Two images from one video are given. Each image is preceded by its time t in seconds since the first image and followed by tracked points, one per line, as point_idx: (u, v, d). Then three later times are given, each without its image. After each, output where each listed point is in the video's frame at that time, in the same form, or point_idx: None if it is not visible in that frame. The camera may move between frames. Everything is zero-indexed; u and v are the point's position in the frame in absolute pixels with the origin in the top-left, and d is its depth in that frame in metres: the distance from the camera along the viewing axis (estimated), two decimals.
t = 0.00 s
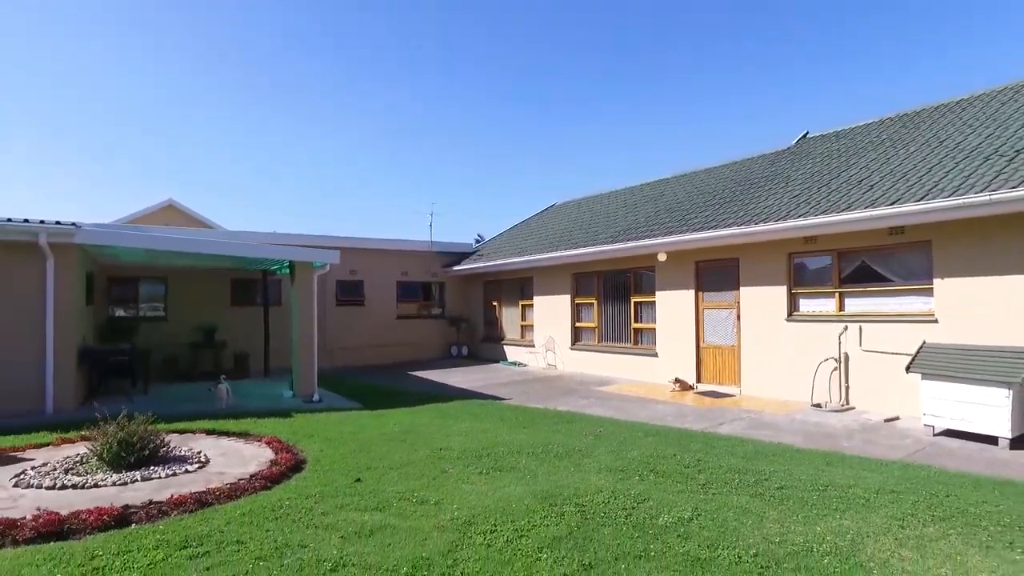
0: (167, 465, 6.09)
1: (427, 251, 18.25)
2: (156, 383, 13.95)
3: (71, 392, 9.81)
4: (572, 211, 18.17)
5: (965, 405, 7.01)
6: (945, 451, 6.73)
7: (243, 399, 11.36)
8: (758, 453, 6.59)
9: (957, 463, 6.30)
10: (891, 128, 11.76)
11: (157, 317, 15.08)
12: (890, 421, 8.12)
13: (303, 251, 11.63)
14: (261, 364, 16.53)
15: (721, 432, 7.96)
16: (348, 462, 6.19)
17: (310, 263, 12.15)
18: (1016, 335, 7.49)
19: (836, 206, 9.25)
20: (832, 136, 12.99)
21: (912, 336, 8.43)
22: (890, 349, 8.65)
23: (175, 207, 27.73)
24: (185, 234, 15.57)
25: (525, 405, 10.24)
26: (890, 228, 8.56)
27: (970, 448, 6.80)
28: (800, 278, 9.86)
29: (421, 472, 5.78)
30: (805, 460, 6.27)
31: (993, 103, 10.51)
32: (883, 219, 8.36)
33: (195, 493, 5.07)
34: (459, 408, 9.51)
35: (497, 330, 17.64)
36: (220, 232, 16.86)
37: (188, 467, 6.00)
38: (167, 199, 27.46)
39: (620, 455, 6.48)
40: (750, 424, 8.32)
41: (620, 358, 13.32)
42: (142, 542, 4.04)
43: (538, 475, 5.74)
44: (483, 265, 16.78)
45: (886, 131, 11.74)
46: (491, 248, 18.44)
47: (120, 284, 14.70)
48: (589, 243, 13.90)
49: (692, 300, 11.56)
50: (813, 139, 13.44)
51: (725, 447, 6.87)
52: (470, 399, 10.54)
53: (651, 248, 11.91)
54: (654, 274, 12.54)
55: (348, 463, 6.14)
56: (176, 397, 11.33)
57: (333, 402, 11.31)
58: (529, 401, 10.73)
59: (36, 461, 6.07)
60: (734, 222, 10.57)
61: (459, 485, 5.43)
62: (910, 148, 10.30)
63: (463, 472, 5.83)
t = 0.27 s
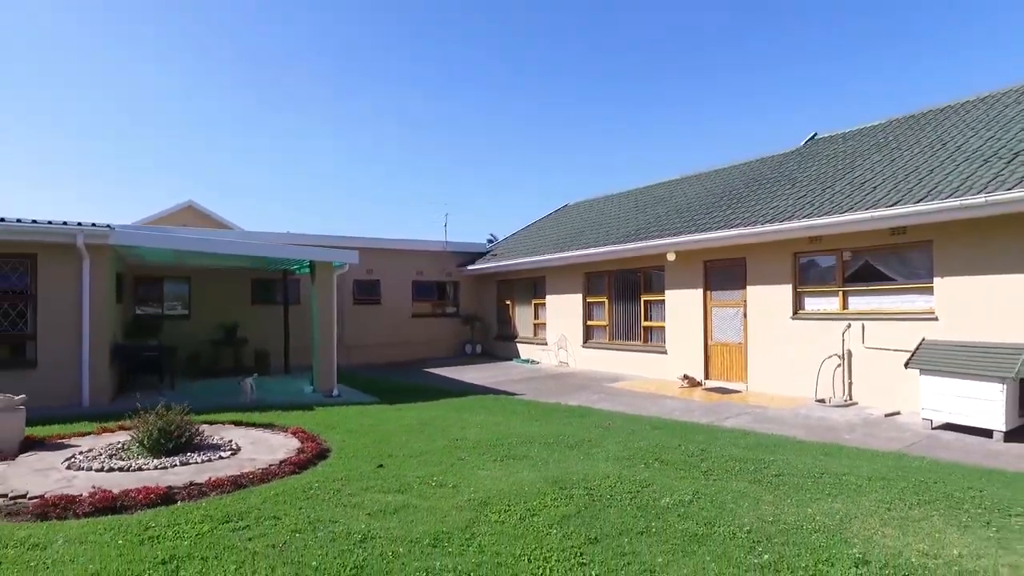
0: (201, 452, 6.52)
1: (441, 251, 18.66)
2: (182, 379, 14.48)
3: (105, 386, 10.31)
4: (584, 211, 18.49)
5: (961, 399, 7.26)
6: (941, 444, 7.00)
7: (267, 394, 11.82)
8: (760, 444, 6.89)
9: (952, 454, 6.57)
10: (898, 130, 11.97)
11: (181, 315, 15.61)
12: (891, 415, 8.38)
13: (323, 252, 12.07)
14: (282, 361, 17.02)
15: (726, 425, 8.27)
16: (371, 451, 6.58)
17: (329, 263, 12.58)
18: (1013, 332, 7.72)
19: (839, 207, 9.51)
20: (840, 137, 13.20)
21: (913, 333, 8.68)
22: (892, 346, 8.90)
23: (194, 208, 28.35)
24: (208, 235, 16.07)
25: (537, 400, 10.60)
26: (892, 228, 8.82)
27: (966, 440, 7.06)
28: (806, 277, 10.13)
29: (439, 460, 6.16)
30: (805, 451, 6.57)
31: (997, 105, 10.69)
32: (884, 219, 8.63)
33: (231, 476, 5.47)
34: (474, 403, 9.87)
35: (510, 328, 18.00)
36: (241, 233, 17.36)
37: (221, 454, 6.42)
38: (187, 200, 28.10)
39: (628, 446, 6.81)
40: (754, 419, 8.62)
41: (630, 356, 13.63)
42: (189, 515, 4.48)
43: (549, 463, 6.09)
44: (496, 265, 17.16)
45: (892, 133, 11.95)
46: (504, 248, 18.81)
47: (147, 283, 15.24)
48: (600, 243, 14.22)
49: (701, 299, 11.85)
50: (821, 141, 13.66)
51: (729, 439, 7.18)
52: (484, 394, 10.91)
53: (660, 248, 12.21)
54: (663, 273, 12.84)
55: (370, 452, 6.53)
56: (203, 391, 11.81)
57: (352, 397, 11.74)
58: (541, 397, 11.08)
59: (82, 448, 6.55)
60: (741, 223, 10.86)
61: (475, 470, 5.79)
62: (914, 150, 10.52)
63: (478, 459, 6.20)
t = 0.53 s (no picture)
0: (226, 443, 6.91)
1: (451, 252, 19.03)
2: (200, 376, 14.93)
3: (129, 382, 10.75)
4: (592, 212, 18.79)
5: (953, 395, 7.54)
6: (933, 438, 7.28)
7: (283, 390, 12.23)
8: (758, 438, 7.19)
9: (942, 447, 6.85)
10: (899, 133, 12.21)
11: (199, 314, 16.05)
12: (887, 411, 8.65)
13: (336, 253, 12.44)
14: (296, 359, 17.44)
15: (727, 421, 8.57)
16: (386, 443, 6.94)
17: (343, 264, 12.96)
18: (1005, 330, 7.98)
19: (839, 209, 9.79)
20: (843, 140, 13.45)
21: (909, 332, 8.95)
22: (889, 344, 9.17)
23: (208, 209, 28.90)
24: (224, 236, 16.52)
25: (545, 397, 10.93)
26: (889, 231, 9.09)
27: (957, 435, 7.34)
28: (806, 277, 10.41)
29: (451, 451, 6.51)
30: (800, 444, 6.87)
31: (996, 109, 10.92)
32: (881, 222, 8.90)
33: (257, 465, 5.85)
34: (484, 399, 10.22)
35: (519, 328, 18.35)
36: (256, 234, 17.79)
37: (245, 445, 6.81)
38: (201, 201, 28.68)
39: (631, 439, 7.13)
40: (755, 415, 8.91)
41: (636, 354, 13.94)
42: (222, 497, 4.88)
43: (555, 454, 6.43)
44: (505, 266, 17.51)
45: (893, 136, 12.19)
46: (513, 249, 19.15)
47: (166, 283, 15.70)
48: (607, 244, 14.53)
49: (705, 299, 12.14)
50: (824, 143, 13.90)
51: (728, 433, 7.48)
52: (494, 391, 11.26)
53: (665, 249, 12.52)
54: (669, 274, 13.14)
55: (386, 444, 6.90)
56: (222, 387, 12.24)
57: (366, 393, 12.12)
58: (549, 394, 11.42)
59: (115, 439, 6.97)
60: (744, 225, 11.14)
61: (485, 460, 6.14)
62: (913, 153, 10.77)
63: (488, 450, 6.54)
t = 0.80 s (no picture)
0: (246, 436, 7.26)
1: (461, 252, 19.36)
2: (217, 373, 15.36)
3: (151, 378, 11.16)
4: (600, 213, 19.06)
5: (947, 393, 7.75)
6: (927, 433, 7.52)
7: (298, 387, 12.59)
8: (756, 433, 7.46)
9: (934, 442, 7.10)
10: (901, 135, 12.38)
11: (216, 313, 16.48)
12: (885, 408, 8.88)
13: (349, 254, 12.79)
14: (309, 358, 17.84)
15: (728, 417, 8.85)
16: (398, 436, 7.26)
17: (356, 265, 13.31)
18: (999, 328, 8.19)
19: (839, 211, 10.01)
20: (846, 142, 13.62)
21: (907, 331, 9.16)
22: (887, 343, 9.39)
23: (223, 210, 29.45)
24: (239, 238, 16.94)
25: (552, 394, 11.24)
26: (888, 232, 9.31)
27: (951, 431, 7.56)
28: (807, 277, 10.64)
29: (460, 443, 6.82)
30: (796, 438, 7.13)
31: (997, 111, 11.07)
32: (878, 223, 9.12)
33: (277, 456, 6.19)
34: (492, 396, 10.51)
35: (528, 327, 18.65)
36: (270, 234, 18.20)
37: (264, 437, 7.16)
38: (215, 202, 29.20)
39: (634, 434, 7.42)
40: (755, 411, 9.17)
41: (642, 353, 14.20)
42: (247, 483, 5.23)
43: (559, 447, 6.73)
44: (514, 266, 17.82)
45: (895, 138, 12.37)
46: (522, 249, 19.46)
47: (183, 283, 16.14)
48: (613, 245, 14.80)
49: (709, 299, 12.38)
50: (828, 145, 14.09)
51: (728, 428, 7.74)
52: (502, 389, 11.58)
53: (670, 249, 12.77)
54: (674, 274, 13.39)
55: (398, 437, 7.22)
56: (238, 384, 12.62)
57: (378, 390, 12.47)
58: (556, 392, 11.71)
59: (143, 432, 7.36)
60: (747, 226, 11.39)
61: (492, 453, 6.44)
62: (914, 155, 10.95)
63: (495, 444, 6.85)
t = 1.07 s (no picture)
0: (267, 431, 7.63)
1: (471, 253, 19.71)
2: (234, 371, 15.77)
3: (172, 376, 11.54)
4: (607, 214, 19.34)
5: (942, 391, 8.00)
6: (921, 430, 7.78)
7: (313, 385, 12.97)
8: (755, 429, 7.74)
9: (928, 438, 7.36)
10: (903, 138, 12.59)
11: (232, 313, 16.90)
12: (883, 406, 9.13)
13: (362, 256, 13.15)
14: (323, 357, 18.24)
15: (730, 414, 9.13)
16: (411, 431, 7.59)
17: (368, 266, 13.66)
18: (995, 328, 8.40)
19: (840, 213, 10.25)
20: (850, 144, 13.83)
21: (905, 331, 9.40)
22: (886, 342, 9.63)
23: (236, 211, 29.94)
24: (254, 240, 17.35)
25: (559, 392, 11.55)
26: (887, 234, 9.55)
27: (946, 427, 7.82)
28: (809, 278, 10.88)
29: (471, 438, 7.15)
30: (793, 434, 7.41)
31: (997, 115, 11.26)
32: (877, 226, 9.36)
33: (297, 448, 6.54)
34: (501, 394, 10.83)
35: (536, 327, 18.96)
36: (284, 236, 18.61)
37: (284, 432, 7.52)
38: (229, 204, 29.73)
39: (637, 430, 7.72)
40: (757, 409, 9.44)
41: (648, 352, 14.48)
42: (271, 473, 5.58)
43: (565, 442, 7.04)
44: (523, 267, 18.14)
45: (897, 141, 12.58)
46: (531, 250, 19.77)
47: (201, 284, 16.58)
48: (620, 246, 15.08)
49: (713, 299, 12.64)
50: (832, 147, 14.30)
51: (729, 424, 8.02)
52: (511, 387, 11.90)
53: (675, 251, 13.04)
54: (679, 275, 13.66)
55: (411, 432, 7.55)
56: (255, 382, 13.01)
57: (391, 388, 12.82)
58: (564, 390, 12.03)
59: (169, 426, 7.75)
60: (750, 229, 11.64)
61: (501, 447, 6.75)
62: (915, 159, 11.17)
63: (503, 439, 7.16)
